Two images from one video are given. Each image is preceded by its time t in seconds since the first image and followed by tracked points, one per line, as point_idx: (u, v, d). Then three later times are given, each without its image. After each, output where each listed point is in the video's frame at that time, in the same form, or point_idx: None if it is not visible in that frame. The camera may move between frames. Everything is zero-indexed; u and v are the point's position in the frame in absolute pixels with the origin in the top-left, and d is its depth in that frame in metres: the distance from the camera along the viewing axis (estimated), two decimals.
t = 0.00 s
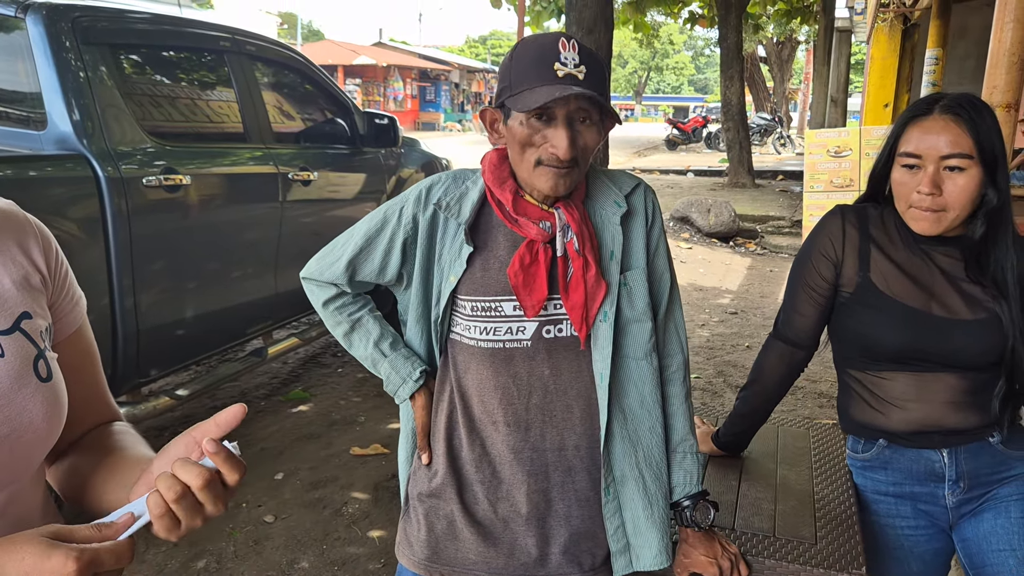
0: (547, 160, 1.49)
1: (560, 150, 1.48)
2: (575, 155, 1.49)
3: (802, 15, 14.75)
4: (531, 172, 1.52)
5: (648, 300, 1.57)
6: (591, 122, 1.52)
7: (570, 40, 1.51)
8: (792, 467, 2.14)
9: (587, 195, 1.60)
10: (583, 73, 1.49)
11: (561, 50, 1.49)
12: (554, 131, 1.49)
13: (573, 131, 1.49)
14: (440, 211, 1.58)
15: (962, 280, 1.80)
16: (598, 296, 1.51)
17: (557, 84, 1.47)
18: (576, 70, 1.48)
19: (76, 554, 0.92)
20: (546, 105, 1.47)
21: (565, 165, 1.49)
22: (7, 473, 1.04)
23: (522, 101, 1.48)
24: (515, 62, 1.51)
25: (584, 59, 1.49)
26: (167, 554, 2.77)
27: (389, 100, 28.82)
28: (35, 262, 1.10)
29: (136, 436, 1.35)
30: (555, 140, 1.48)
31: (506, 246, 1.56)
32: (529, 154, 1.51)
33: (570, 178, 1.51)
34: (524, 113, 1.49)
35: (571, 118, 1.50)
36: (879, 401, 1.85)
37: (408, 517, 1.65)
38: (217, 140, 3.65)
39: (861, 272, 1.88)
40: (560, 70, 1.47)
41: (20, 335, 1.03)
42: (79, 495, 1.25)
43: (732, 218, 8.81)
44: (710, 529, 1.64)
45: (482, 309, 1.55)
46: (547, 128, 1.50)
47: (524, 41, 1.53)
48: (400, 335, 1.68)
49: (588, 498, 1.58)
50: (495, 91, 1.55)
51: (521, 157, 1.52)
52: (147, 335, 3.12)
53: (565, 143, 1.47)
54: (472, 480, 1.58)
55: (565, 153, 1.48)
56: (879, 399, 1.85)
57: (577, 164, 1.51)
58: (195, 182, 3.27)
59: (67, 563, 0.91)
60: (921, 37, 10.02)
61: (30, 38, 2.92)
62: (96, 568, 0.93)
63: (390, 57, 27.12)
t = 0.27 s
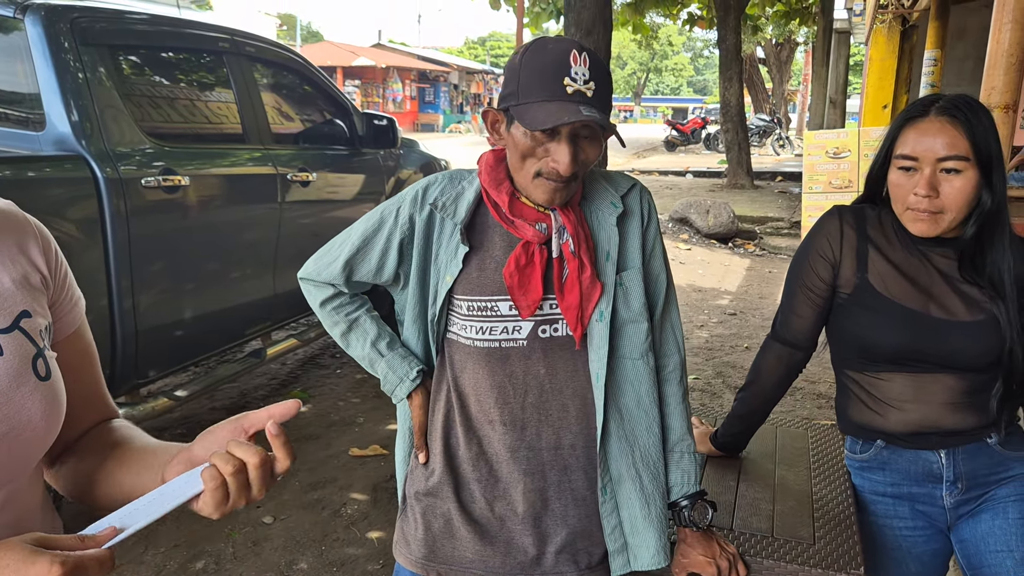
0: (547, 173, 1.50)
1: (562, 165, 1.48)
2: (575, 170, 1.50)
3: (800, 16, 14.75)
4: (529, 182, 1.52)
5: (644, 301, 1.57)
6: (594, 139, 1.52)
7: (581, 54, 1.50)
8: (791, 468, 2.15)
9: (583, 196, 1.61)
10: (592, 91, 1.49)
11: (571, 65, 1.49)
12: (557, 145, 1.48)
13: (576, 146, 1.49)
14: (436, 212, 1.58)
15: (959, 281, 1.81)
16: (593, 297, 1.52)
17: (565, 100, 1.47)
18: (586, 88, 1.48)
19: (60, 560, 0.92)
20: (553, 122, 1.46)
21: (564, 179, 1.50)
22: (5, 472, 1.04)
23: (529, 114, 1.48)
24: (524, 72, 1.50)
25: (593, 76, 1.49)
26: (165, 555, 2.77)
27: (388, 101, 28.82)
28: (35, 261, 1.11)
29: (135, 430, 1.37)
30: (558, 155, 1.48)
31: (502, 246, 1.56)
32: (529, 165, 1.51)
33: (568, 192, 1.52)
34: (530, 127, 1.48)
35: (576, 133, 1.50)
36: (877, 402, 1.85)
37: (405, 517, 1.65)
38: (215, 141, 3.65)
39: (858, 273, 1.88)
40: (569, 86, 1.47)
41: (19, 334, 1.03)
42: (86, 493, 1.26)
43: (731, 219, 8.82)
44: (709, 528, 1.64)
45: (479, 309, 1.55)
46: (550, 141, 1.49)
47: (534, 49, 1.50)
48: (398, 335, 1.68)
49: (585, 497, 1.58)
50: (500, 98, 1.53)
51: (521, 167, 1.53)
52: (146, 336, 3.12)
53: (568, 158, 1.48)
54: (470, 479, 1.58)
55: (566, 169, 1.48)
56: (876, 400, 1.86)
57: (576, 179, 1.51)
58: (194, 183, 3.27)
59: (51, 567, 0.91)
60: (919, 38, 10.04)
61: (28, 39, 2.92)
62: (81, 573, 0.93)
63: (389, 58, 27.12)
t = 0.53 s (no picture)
0: (548, 166, 1.50)
1: (564, 159, 1.48)
2: (577, 166, 1.50)
3: (799, 18, 14.76)
4: (529, 174, 1.52)
5: (640, 303, 1.57)
6: (599, 136, 1.52)
7: (595, 52, 1.50)
8: (789, 469, 2.15)
9: (579, 199, 1.61)
10: (602, 88, 1.49)
11: (585, 62, 1.48)
12: (562, 139, 1.49)
13: (580, 142, 1.50)
14: (432, 213, 1.58)
15: (956, 283, 1.81)
16: (589, 300, 1.52)
17: (575, 94, 1.47)
18: (596, 85, 1.48)
19: None
20: (560, 113, 1.47)
21: (566, 174, 1.50)
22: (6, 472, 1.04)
23: (536, 103, 1.48)
24: (535, 64, 1.50)
25: (606, 74, 1.49)
26: (164, 556, 2.77)
27: (387, 102, 28.81)
28: (37, 261, 1.11)
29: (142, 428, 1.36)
30: (562, 148, 1.49)
31: (498, 248, 1.57)
32: (532, 156, 1.51)
33: (567, 188, 1.52)
34: (538, 118, 1.48)
35: (582, 129, 1.50)
36: (875, 403, 1.86)
37: (401, 517, 1.66)
38: (214, 143, 3.65)
39: (855, 275, 1.88)
40: (581, 81, 1.47)
41: (21, 334, 1.03)
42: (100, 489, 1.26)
43: (730, 220, 8.82)
44: (706, 530, 1.64)
45: (475, 310, 1.56)
46: (555, 134, 1.50)
47: (551, 45, 1.52)
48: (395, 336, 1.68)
49: (581, 499, 1.58)
50: (510, 88, 1.54)
51: (523, 159, 1.53)
52: (145, 337, 3.12)
53: (571, 153, 1.48)
54: (465, 480, 1.58)
55: (568, 164, 1.48)
56: (874, 402, 1.86)
57: (576, 175, 1.52)
58: (193, 185, 3.27)
59: None
60: (917, 40, 10.05)
61: (28, 40, 2.92)
62: None
63: (388, 59, 27.12)
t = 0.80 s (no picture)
0: (539, 168, 1.50)
1: (551, 159, 1.47)
2: (566, 164, 1.49)
3: (798, 18, 14.76)
4: (522, 177, 1.52)
5: (639, 304, 1.57)
6: (585, 131, 1.51)
7: (568, 47, 1.49)
8: (788, 470, 2.15)
9: (578, 200, 1.61)
10: (579, 82, 1.47)
11: (558, 58, 1.48)
12: (546, 139, 1.48)
13: (566, 140, 1.49)
14: (430, 214, 1.58)
15: (953, 282, 1.81)
16: (588, 301, 1.52)
17: (552, 93, 1.46)
18: (573, 79, 1.47)
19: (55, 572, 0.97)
20: (539, 114, 1.46)
21: (556, 173, 1.49)
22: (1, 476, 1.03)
23: (516, 107, 1.48)
24: (513, 69, 1.50)
25: (581, 67, 1.48)
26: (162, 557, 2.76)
27: (386, 103, 28.80)
28: (31, 266, 1.10)
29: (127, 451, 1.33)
30: (548, 148, 1.48)
31: (496, 249, 1.56)
32: (522, 161, 1.51)
33: (562, 186, 1.51)
34: (518, 122, 1.48)
35: (565, 126, 1.49)
36: (873, 404, 1.86)
37: (398, 519, 1.65)
38: (213, 143, 3.64)
39: (854, 275, 1.88)
40: (555, 78, 1.46)
41: (17, 338, 1.03)
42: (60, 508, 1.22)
43: (729, 221, 8.83)
44: (705, 531, 1.64)
45: (472, 311, 1.55)
46: (540, 135, 1.49)
47: (523, 48, 1.52)
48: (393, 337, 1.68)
49: (579, 500, 1.58)
50: (491, 97, 1.54)
51: (514, 163, 1.53)
52: (142, 338, 3.11)
53: (557, 152, 1.47)
54: (463, 482, 1.58)
55: (556, 163, 1.47)
56: (873, 403, 1.86)
57: (568, 172, 1.50)
58: (192, 185, 3.27)
59: None
60: (916, 41, 10.06)
61: (25, 40, 2.92)
62: None
63: (387, 60, 27.12)
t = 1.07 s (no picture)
0: (541, 161, 1.50)
1: (553, 149, 1.48)
2: (567, 153, 1.50)
3: (796, 19, 14.77)
4: (524, 174, 1.52)
5: (635, 305, 1.57)
6: (579, 119, 1.54)
7: (550, 40, 1.52)
8: (786, 472, 2.15)
9: (575, 201, 1.61)
10: (567, 70, 1.50)
11: (543, 51, 1.50)
12: (545, 131, 1.50)
13: (563, 129, 1.51)
14: (427, 217, 1.58)
15: (950, 283, 1.81)
16: (586, 301, 1.52)
17: (544, 83, 1.48)
18: (561, 68, 1.50)
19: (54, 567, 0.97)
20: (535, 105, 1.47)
21: (559, 163, 1.50)
22: None
23: (510, 103, 1.49)
24: (498, 68, 1.52)
25: (567, 57, 1.51)
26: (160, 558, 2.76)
27: (385, 103, 28.79)
28: (29, 267, 1.10)
29: (124, 449, 1.33)
30: (548, 139, 1.49)
31: (493, 251, 1.56)
32: (522, 156, 1.51)
33: (564, 177, 1.52)
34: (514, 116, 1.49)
35: (560, 116, 1.51)
36: (871, 406, 1.86)
37: (397, 522, 1.66)
38: (211, 144, 3.64)
39: (851, 276, 1.88)
40: (545, 69, 1.48)
41: (15, 340, 1.03)
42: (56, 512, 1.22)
43: (727, 222, 8.83)
44: (702, 532, 1.64)
45: (470, 313, 1.55)
46: (537, 129, 1.50)
47: (504, 47, 1.54)
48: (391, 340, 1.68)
49: (577, 502, 1.58)
50: (479, 99, 1.55)
51: (513, 162, 1.52)
52: (141, 339, 3.11)
53: (558, 141, 1.48)
54: (461, 484, 1.58)
55: (558, 152, 1.48)
56: (870, 404, 1.86)
57: (569, 162, 1.52)
58: (190, 186, 3.27)
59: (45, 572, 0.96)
60: (914, 42, 10.07)
61: (23, 41, 2.92)
62: None
63: (385, 60, 27.13)
